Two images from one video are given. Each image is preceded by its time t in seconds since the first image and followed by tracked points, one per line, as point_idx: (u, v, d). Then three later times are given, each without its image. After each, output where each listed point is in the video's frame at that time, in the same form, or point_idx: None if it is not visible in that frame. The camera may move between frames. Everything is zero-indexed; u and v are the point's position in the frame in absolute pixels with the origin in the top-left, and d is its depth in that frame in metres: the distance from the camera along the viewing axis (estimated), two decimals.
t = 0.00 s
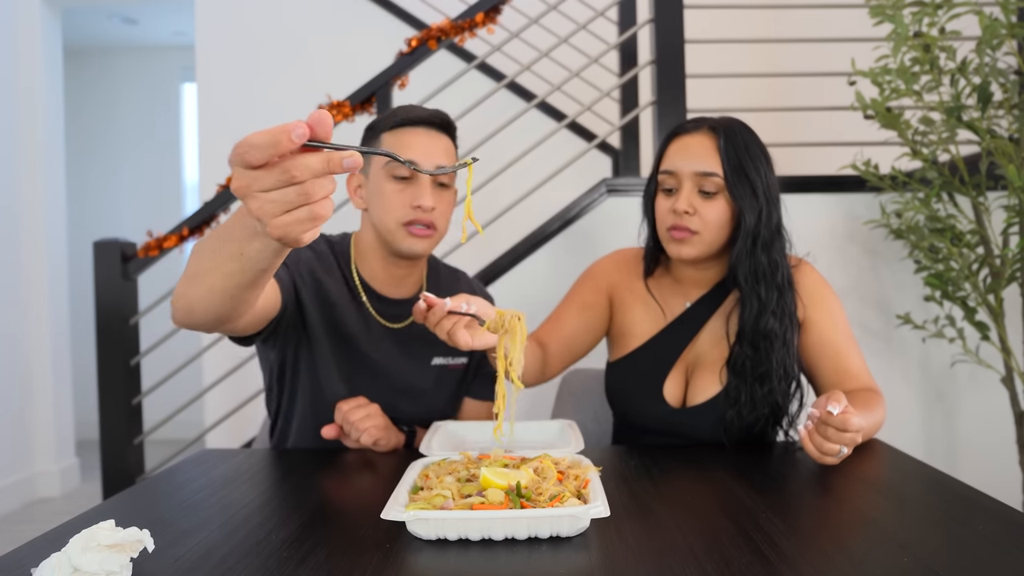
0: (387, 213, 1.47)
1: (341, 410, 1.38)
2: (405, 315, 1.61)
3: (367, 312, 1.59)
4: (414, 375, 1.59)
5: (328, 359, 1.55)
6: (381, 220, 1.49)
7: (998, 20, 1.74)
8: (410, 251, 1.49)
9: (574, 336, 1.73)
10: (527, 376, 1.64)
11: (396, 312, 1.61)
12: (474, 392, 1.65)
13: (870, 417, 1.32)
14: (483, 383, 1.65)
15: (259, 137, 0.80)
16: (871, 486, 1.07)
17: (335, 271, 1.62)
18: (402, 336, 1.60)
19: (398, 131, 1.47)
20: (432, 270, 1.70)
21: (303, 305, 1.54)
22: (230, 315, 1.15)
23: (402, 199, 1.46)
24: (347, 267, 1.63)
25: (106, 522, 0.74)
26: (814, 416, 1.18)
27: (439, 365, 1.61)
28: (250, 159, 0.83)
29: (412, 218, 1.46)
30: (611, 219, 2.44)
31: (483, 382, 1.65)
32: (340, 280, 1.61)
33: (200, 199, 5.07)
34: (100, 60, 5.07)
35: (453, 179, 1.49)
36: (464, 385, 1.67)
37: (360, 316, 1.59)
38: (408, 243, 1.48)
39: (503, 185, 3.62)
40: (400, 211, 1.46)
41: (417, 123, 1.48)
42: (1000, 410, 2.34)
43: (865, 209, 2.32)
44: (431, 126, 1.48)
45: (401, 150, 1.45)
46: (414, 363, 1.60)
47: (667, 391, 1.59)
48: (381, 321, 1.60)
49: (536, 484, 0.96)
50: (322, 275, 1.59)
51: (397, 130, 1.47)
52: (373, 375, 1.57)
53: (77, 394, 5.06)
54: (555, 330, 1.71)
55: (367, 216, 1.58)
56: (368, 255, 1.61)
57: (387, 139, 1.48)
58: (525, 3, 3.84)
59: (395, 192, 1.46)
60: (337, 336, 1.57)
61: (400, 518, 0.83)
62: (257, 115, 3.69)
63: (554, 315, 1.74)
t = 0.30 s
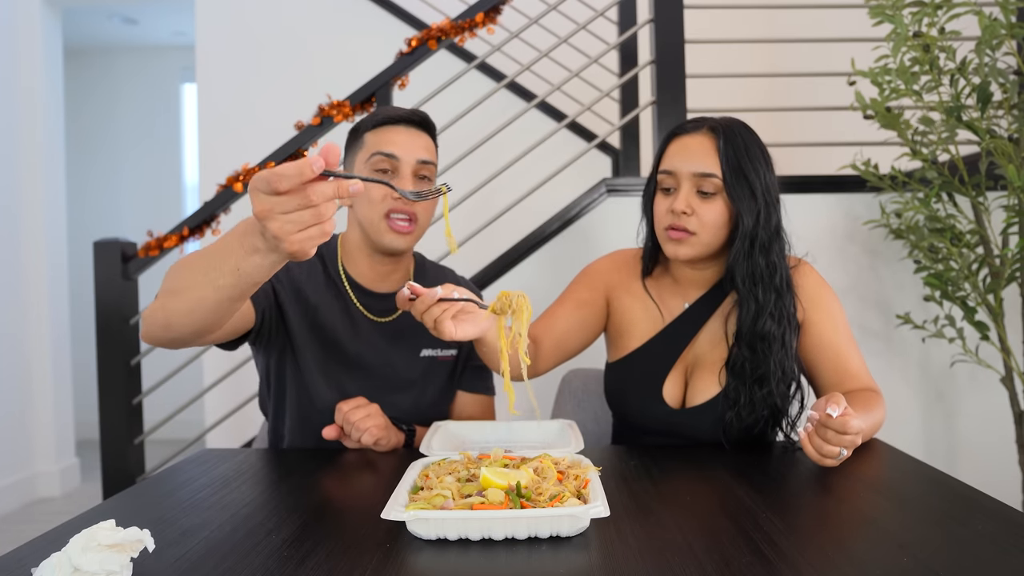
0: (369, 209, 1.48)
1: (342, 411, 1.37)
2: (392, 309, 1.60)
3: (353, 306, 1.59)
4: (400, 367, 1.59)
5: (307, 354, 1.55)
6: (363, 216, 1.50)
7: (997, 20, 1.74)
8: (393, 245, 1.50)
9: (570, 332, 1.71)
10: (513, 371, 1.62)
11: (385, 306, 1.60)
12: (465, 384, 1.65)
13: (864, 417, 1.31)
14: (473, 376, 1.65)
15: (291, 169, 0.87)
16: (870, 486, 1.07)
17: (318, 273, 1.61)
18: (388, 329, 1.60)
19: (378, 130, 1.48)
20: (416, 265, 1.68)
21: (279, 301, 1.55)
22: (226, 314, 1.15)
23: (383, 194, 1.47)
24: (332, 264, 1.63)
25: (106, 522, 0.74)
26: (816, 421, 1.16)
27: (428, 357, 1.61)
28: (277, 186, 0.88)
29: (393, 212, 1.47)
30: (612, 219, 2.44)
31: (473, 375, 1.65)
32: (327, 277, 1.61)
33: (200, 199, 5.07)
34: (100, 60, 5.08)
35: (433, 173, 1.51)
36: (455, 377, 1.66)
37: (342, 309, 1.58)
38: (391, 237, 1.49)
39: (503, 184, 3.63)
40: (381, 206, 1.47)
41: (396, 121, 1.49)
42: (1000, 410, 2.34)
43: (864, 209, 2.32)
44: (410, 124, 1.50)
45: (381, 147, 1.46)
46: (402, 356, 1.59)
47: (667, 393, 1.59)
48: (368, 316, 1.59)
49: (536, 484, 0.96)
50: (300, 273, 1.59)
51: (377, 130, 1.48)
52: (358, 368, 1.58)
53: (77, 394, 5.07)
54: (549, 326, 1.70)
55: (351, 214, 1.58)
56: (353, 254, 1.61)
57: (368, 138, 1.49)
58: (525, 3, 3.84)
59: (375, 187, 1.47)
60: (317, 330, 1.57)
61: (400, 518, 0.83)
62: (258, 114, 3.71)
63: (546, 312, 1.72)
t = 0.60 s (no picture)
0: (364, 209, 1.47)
1: (342, 411, 1.37)
2: (388, 308, 1.60)
3: (347, 304, 1.59)
4: (392, 365, 1.58)
5: (294, 354, 1.56)
6: (360, 216, 1.49)
7: (997, 20, 1.74)
8: (388, 243, 1.48)
9: (567, 332, 1.71)
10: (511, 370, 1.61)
11: (379, 304, 1.60)
12: (461, 383, 1.65)
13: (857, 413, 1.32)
14: (468, 375, 1.65)
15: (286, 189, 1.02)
16: (869, 485, 1.07)
17: (302, 273, 1.62)
18: (376, 326, 1.59)
19: (378, 133, 1.50)
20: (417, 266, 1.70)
21: (263, 302, 1.57)
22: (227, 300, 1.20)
23: (380, 195, 1.46)
24: (324, 262, 1.64)
25: (107, 522, 0.74)
26: (820, 423, 1.15)
27: (421, 355, 1.60)
28: (275, 202, 1.03)
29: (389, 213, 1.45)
30: (611, 220, 2.44)
31: (468, 374, 1.64)
32: (320, 275, 1.62)
33: (200, 199, 5.07)
34: (100, 60, 5.08)
35: (429, 177, 1.51)
36: (451, 375, 1.65)
37: (333, 306, 1.59)
38: (386, 236, 1.47)
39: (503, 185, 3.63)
40: (378, 206, 1.46)
41: (394, 125, 1.51)
42: (1000, 410, 2.34)
43: (864, 209, 2.32)
44: (408, 129, 1.52)
45: (379, 150, 1.47)
46: (395, 354, 1.59)
47: (667, 394, 1.59)
48: (362, 316, 1.59)
49: (536, 484, 0.96)
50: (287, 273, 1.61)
51: (376, 132, 1.50)
52: (351, 366, 1.58)
53: (77, 394, 5.07)
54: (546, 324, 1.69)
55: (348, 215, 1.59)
56: (348, 253, 1.60)
57: (367, 141, 1.51)
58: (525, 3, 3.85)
59: (373, 189, 1.47)
60: (306, 330, 1.58)
61: (400, 518, 0.83)
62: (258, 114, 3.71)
63: (546, 311, 1.71)
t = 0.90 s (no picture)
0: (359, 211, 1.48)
1: (342, 411, 1.37)
2: (388, 308, 1.61)
3: (345, 306, 1.59)
4: (388, 365, 1.58)
5: (288, 355, 1.56)
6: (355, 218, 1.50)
7: (997, 20, 1.74)
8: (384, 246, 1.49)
9: (568, 337, 1.72)
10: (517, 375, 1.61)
11: (376, 305, 1.60)
12: (460, 384, 1.65)
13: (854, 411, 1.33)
14: (468, 374, 1.65)
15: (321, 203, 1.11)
16: (869, 485, 1.07)
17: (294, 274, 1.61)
18: (371, 326, 1.59)
19: (376, 135, 1.50)
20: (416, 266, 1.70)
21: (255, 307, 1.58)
22: (229, 300, 1.21)
23: (375, 197, 1.47)
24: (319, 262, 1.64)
25: (107, 522, 0.74)
26: (819, 422, 1.14)
27: (418, 356, 1.60)
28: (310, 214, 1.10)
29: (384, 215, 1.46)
30: (611, 220, 2.44)
31: (467, 374, 1.65)
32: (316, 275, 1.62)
33: (200, 199, 5.07)
34: (101, 60, 5.08)
35: (427, 180, 1.51)
36: (448, 376, 1.64)
37: (330, 307, 1.59)
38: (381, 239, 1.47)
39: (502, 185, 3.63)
40: (373, 208, 1.46)
41: (393, 127, 1.51)
42: (1000, 410, 2.34)
43: (864, 209, 2.32)
44: (406, 131, 1.52)
45: (376, 151, 1.47)
46: (392, 354, 1.59)
47: (666, 395, 1.59)
48: (359, 316, 1.59)
49: (536, 484, 0.96)
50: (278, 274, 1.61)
51: (374, 134, 1.50)
52: (347, 368, 1.57)
53: (77, 394, 5.07)
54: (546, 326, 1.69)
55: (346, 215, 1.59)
56: (345, 253, 1.60)
57: (365, 142, 1.50)
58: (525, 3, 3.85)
59: (369, 191, 1.47)
60: (299, 331, 1.58)
61: (400, 518, 0.83)
62: (258, 114, 3.72)
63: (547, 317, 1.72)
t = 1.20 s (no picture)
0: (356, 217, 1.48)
1: (342, 411, 1.36)
2: (388, 308, 1.61)
3: (345, 308, 1.59)
4: (390, 366, 1.58)
5: (289, 361, 1.56)
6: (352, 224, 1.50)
7: (997, 21, 1.74)
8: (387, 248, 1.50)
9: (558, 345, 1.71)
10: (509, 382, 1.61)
11: (375, 306, 1.60)
12: (460, 383, 1.65)
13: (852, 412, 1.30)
14: (468, 374, 1.65)
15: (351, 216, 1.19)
16: (868, 485, 1.07)
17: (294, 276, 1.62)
18: (373, 326, 1.59)
19: (364, 136, 1.48)
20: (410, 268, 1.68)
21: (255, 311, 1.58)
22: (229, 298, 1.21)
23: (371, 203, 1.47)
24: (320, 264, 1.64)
25: (107, 522, 0.73)
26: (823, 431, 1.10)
27: (419, 355, 1.60)
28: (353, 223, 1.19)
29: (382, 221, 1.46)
30: (611, 220, 2.44)
31: (467, 373, 1.65)
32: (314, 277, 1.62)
33: (200, 199, 5.06)
34: (101, 60, 5.08)
35: (421, 176, 1.51)
36: (450, 374, 1.65)
37: (330, 308, 1.59)
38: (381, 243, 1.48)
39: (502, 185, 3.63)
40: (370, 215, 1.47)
41: (380, 126, 1.49)
42: (1000, 410, 2.34)
43: (864, 209, 2.32)
44: (393, 129, 1.50)
45: (367, 155, 1.46)
46: (393, 354, 1.59)
47: (655, 402, 1.58)
48: (358, 317, 1.59)
49: (536, 484, 0.96)
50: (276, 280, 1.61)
51: (363, 136, 1.48)
52: (349, 370, 1.57)
53: (77, 394, 5.07)
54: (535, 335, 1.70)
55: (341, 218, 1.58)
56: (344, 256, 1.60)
57: (354, 145, 1.49)
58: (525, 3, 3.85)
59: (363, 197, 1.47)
60: (299, 335, 1.58)
61: (400, 518, 0.83)
62: (258, 114, 3.72)
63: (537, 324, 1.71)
